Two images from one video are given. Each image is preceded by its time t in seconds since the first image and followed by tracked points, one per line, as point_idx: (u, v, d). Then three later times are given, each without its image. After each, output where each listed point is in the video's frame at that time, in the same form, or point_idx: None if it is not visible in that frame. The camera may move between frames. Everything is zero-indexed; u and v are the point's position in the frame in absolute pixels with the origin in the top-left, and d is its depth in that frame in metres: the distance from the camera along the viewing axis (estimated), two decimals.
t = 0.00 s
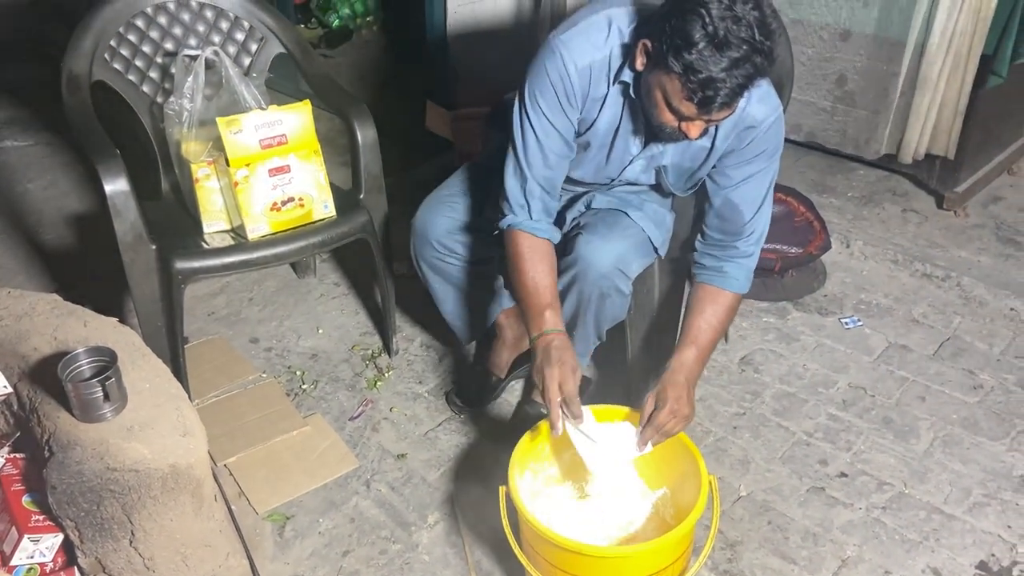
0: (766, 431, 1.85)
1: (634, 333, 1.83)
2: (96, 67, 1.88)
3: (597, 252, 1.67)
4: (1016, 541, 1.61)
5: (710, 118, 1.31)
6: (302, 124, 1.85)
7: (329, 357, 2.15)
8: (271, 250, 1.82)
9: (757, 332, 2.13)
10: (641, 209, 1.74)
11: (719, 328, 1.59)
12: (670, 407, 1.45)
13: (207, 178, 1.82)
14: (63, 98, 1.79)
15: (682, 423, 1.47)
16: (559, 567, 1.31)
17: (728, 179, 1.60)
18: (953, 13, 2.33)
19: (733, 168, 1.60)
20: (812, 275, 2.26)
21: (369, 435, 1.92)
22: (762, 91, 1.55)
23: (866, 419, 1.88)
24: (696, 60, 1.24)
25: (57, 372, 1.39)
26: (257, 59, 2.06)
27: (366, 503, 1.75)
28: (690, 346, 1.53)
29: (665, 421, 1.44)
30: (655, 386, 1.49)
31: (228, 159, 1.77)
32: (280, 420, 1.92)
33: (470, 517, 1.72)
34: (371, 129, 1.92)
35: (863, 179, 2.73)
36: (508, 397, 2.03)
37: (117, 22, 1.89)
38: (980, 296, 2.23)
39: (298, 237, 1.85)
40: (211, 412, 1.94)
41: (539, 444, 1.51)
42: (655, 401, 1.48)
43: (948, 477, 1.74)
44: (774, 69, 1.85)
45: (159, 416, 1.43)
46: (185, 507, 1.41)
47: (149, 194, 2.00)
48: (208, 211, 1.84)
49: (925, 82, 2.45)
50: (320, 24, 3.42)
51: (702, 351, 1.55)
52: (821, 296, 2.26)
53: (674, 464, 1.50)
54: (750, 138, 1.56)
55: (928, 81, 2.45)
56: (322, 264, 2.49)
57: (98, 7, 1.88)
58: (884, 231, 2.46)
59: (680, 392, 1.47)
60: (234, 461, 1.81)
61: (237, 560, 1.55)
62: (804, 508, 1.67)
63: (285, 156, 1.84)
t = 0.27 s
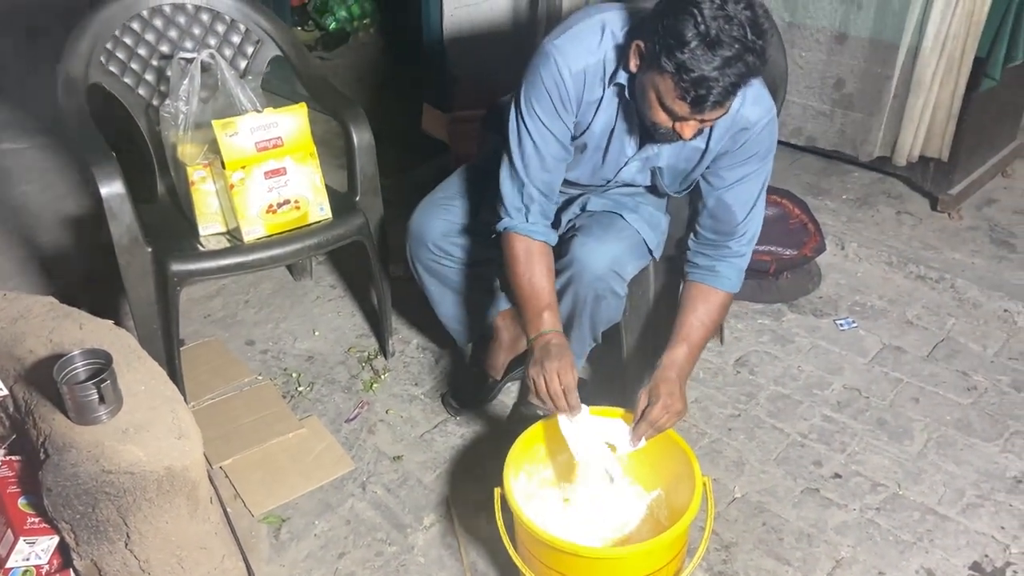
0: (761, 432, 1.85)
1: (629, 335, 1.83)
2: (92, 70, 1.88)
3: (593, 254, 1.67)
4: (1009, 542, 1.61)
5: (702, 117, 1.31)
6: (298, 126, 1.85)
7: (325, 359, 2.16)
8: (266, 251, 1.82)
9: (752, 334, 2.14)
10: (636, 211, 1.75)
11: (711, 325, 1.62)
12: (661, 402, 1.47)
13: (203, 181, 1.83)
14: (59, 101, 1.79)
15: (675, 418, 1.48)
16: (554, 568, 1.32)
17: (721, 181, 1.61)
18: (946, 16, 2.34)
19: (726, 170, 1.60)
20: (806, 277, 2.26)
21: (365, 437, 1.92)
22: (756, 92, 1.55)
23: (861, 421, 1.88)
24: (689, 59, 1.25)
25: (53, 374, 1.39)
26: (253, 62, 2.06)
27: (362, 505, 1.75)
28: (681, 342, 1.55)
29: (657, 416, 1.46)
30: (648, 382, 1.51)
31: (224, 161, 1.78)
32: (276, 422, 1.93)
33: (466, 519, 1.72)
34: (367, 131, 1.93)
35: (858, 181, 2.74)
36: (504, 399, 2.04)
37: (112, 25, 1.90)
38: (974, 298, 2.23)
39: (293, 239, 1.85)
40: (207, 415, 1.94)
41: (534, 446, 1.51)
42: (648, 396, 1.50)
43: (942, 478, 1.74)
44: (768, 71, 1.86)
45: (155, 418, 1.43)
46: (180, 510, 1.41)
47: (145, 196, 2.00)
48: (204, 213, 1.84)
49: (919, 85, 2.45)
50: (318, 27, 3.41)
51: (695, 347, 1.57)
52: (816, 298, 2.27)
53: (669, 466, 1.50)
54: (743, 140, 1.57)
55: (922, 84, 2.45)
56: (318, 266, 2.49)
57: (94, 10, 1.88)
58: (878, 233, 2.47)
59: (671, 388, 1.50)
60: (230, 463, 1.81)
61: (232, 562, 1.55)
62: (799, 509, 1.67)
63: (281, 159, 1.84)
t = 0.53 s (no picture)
0: (758, 434, 1.85)
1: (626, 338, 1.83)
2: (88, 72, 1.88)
3: (589, 256, 1.67)
4: (1006, 543, 1.61)
5: (697, 121, 1.31)
6: (294, 129, 1.85)
7: (322, 361, 2.15)
8: (262, 254, 1.82)
9: (749, 335, 2.14)
10: (633, 214, 1.75)
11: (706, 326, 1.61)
12: (658, 403, 1.46)
13: (200, 183, 1.83)
14: (55, 104, 1.79)
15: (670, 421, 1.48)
16: (550, 570, 1.32)
17: (717, 183, 1.61)
18: (942, 16, 2.33)
19: (723, 172, 1.60)
20: (803, 278, 2.27)
21: (362, 439, 1.92)
22: (753, 96, 1.56)
23: (857, 422, 1.88)
24: (683, 62, 1.25)
25: (49, 377, 1.39)
26: (250, 64, 2.07)
27: (358, 508, 1.75)
28: (677, 344, 1.55)
29: (654, 417, 1.45)
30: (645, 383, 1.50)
31: (220, 164, 1.78)
32: (272, 424, 1.92)
33: (462, 521, 1.72)
34: (363, 133, 1.93)
35: (855, 182, 2.74)
36: (501, 401, 2.04)
37: (109, 27, 1.89)
38: (971, 299, 2.23)
39: (289, 241, 1.85)
40: (203, 417, 1.94)
41: (531, 448, 1.51)
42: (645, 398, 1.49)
43: (938, 480, 1.74)
44: (763, 73, 1.86)
45: (151, 420, 1.43)
46: (176, 513, 1.41)
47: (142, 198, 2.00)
48: (200, 215, 1.84)
49: (915, 86, 2.44)
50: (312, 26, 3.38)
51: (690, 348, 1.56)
52: (812, 299, 2.27)
53: (666, 468, 1.50)
54: (740, 142, 1.57)
55: (919, 84, 2.44)
56: (315, 268, 2.49)
57: (90, 12, 1.88)
58: (875, 234, 2.47)
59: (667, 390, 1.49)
60: (226, 465, 1.81)
61: (229, 565, 1.55)
62: (796, 511, 1.67)
63: (278, 161, 1.84)
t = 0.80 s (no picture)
0: (758, 434, 1.84)
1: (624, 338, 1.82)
2: (81, 70, 1.85)
3: (588, 256, 1.66)
4: (1008, 545, 1.60)
5: (693, 118, 1.30)
6: (289, 127, 1.83)
7: (319, 361, 2.14)
8: (258, 254, 1.80)
9: (749, 335, 2.13)
10: (631, 213, 1.73)
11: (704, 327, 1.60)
12: (655, 404, 1.45)
13: (194, 182, 1.80)
14: (48, 102, 1.77)
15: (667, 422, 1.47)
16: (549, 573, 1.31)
17: (716, 182, 1.60)
18: (943, 14, 2.31)
19: (722, 172, 1.59)
20: (803, 277, 2.25)
21: (358, 441, 1.90)
22: (754, 93, 1.54)
23: (858, 422, 1.87)
24: (680, 58, 1.23)
25: (41, 379, 1.38)
26: (246, 61, 2.05)
27: (355, 510, 1.74)
28: (674, 345, 1.54)
29: (651, 419, 1.44)
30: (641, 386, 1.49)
31: (215, 163, 1.76)
32: (269, 426, 1.91)
33: (460, 523, 1.70)
34: (360, 132, 1.91)
35: (855, 181, 2.73)
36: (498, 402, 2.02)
37: (102, 24, 1.87)
38: (972, 298, 2.22)
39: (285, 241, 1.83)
40: (199, 419, 1.92)
41: (529, 450, 1.50)
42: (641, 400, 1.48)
43: (940, 480, 1.73)
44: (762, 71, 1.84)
45: (145, 422, 1.41)
46: (171, 517, 1.39)
47: (136, 198, 1.98)
48: (195, 215, 1.82)
49: (915, 85, 2.43)
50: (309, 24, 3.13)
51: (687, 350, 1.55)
52: (812, 298, 2.25)
53: (666, 470, 1.49)
54: (740, 141, 1.56)
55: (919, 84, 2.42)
56: (312, 268, 2.47)
57: (84, 9, 1.86)
58: (875, 232, 2.46)
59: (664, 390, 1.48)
60: (222, 467, 1.80)
61: (224, 569, 1.53)
62: (796, 512, 1.66)
63: (273, 160, 1.82)
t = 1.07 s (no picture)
0: (762, 438, 1.82)
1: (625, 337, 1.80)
2: (76, 69, 1.83)
3: (590, 259, 1.63)
4: (1017, 550, 1.58)
5: (695, 119, 1.27)
6: (287, 127, 1.80)
7: (318, 364, 2.11)
8: (256, 256, 1.78)
9: (753, 337, 2.10)
10: (635, 215, 1.72)
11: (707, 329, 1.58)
12: (658, 409, 1.44)
13: (191, 183, 1.79)
14: (42, 102, 1.74)
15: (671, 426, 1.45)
16: None
17: (720, 182, 1.57)
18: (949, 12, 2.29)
19: (727, 172, 1.56)
20: (807, 279, 2.23)
21: (358, 445, 1.88)
22: (758, 92, 1.51)
23: (864, 425, 1.84)
24: (682, 57, 1.21)
25: (35, 385, 1.35)
26: (243, 61, 2.01)
27: (355, 515, 1.71)
28: (677, 347, 1.52)
29: (655, 423, 1.42)
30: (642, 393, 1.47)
31: (212, 164, 1.73)
32: (267, 430, 1.88)
33: (461, 529, 1.68)
34: (359, 132, 1.89)
35: (858, 180, 2.70)
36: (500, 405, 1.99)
37: (97, 23, 1.84)
38: (977, 299, 2.19)
39: (283, 243, 1.81)
40: (196, 423, 1.90)
41: (531, 456, 1.48)
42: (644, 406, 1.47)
43: (947, 485, 1.71)
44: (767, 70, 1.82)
45: (140, 428, 1.39)
46: (167, 525, 1.37)
47: (132, 199, 1.95)
48: (192, 216, 1.80)
49: (921, 83, 2.42)
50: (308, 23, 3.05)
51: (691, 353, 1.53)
52: (817, 300, 2.22)
53: (670, 475, 1.47)
54: (745, 140, 1.53)
55: (924, 82, 2.42)
56: (311, 269, 2.45)
57: (78, 7, 1.83)
58: (879, 232, 2.43)
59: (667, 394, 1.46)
60: (219, 472, 1.77)
61: None
62: (802, 517, 1.64)
63: (271, 160, 1.80)
